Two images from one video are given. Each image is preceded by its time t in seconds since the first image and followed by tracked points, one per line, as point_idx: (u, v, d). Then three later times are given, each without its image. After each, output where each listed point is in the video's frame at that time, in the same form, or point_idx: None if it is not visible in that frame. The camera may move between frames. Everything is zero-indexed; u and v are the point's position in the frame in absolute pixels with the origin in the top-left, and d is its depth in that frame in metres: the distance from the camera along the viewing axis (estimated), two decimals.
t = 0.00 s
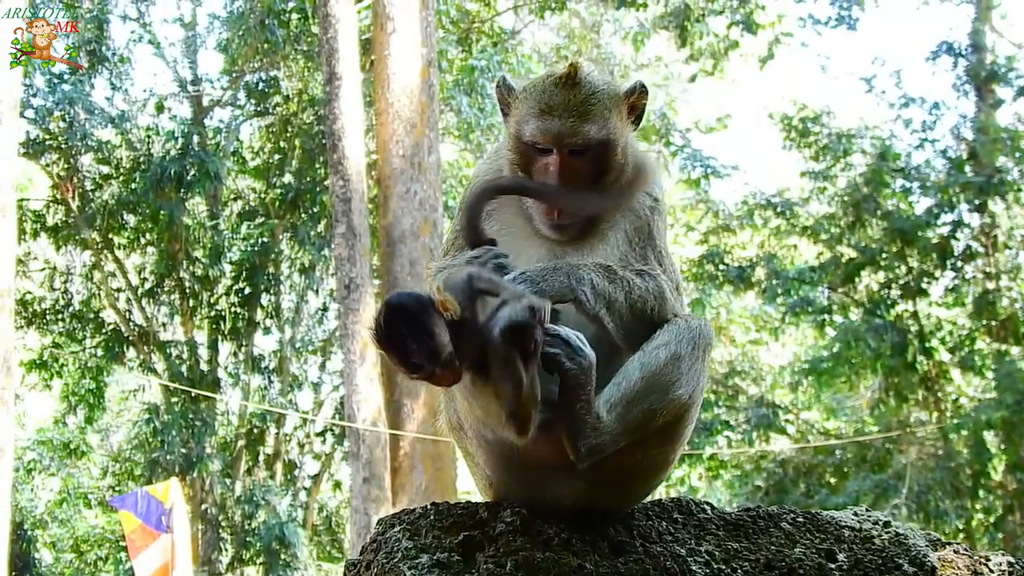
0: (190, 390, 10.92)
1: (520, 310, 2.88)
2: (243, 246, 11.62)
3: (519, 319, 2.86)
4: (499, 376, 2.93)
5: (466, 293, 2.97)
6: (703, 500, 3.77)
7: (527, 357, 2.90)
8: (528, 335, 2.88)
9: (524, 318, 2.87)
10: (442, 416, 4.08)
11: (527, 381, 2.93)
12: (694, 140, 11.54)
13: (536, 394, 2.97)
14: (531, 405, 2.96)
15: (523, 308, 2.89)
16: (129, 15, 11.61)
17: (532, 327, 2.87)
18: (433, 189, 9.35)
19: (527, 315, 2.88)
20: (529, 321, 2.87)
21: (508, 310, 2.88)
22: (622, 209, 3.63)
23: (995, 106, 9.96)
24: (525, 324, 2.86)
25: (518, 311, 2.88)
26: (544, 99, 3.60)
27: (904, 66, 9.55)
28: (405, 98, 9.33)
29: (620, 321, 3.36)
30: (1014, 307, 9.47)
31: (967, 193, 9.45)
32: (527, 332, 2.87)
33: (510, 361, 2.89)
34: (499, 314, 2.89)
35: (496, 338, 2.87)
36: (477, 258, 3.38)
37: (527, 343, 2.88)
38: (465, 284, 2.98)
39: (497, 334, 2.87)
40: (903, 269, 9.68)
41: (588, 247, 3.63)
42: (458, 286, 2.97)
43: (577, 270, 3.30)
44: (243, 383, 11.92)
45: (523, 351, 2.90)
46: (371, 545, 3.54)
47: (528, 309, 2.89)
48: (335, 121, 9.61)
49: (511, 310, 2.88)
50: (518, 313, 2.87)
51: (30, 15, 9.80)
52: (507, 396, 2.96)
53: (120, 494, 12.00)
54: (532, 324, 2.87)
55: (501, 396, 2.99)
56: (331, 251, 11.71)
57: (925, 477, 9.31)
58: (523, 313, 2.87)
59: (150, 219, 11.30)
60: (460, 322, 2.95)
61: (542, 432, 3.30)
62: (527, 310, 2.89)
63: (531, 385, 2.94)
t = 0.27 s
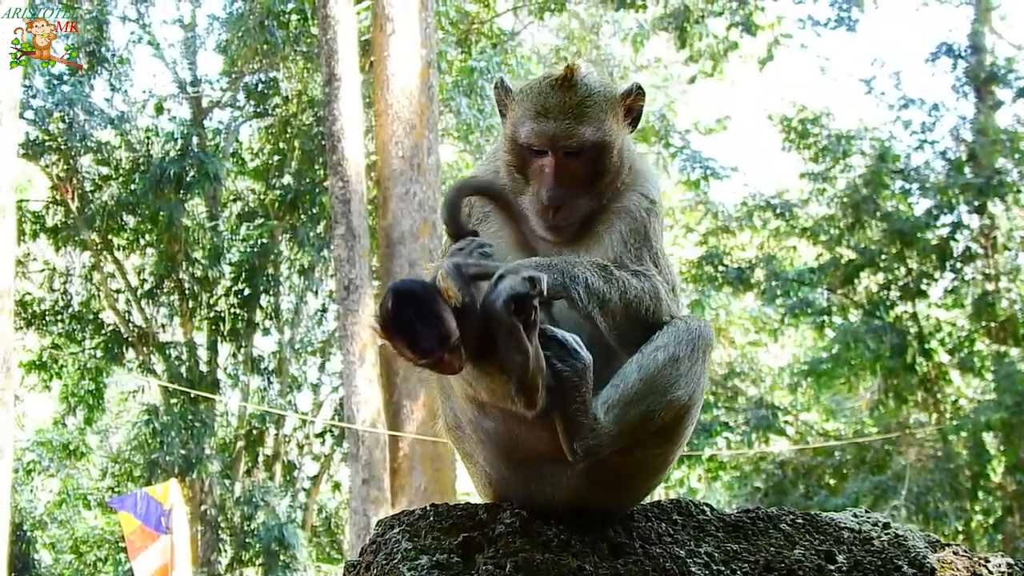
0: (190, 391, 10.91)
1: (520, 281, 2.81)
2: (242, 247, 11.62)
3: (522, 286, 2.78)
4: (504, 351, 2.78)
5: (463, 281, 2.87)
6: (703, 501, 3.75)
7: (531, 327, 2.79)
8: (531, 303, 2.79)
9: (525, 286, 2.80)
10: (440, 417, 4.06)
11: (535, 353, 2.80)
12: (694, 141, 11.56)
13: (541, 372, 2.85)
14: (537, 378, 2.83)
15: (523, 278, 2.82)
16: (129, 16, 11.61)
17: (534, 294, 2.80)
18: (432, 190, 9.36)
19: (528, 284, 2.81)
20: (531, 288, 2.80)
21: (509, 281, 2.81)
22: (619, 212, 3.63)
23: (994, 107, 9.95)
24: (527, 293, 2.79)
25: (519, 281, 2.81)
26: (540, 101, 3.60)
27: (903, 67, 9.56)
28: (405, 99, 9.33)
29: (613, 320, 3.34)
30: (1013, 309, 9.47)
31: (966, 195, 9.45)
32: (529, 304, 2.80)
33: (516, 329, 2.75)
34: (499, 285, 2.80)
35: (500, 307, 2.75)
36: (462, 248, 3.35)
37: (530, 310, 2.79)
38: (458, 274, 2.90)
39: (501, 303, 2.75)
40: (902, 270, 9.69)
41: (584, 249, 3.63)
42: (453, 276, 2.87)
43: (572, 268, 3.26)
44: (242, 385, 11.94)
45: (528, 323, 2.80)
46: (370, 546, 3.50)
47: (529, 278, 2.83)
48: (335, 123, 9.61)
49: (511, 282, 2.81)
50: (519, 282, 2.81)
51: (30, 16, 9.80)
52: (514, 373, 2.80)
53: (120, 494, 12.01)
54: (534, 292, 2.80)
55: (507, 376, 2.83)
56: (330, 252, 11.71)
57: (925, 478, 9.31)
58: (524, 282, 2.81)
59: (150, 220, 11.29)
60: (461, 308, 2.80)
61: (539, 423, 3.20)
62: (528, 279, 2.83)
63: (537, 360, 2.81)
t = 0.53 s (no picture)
0: (189, 391, 10.94)
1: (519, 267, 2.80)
2: (241, 248, 11.62)
3: (523, 273, 2.77)
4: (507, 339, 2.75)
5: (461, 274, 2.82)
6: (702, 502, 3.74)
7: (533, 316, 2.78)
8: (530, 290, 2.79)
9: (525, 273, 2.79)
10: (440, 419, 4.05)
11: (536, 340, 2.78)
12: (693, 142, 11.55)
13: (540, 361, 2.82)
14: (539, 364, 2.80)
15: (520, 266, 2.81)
16: (128, 17, 11.62)
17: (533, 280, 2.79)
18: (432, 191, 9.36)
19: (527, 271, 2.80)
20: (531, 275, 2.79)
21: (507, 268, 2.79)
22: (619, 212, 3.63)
23: (994, 107, 9.95)
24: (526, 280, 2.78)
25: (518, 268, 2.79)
26: (539, 100, 3.60)
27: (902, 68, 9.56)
28: (404, 100, 9.34)
29: (612, 320, 3.33)
30: (1013, 309, 9.47)
31: (965, 195, 9.45)
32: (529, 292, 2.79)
33: (518, 315, 2.73)
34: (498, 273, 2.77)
35: (502, 293, 2.72)
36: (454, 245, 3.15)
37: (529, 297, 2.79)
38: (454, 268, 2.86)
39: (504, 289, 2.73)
40: (902, 270, 9.70)
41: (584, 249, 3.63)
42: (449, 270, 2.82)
43: (571, 267, 3.26)
44: (242, 385, 11.95)
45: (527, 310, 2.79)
46: (370, 547, 3.48)
47: (529, 266, 2.81)
48: (334, 123, 9.61)
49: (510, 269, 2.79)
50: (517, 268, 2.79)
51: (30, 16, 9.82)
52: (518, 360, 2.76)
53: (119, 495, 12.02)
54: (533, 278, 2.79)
55: (509, 365, 2.78)
56: (330, 252, 11.71)
57: (924, 479, 9.32)
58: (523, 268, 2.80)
59: (149, 220, 11.31)
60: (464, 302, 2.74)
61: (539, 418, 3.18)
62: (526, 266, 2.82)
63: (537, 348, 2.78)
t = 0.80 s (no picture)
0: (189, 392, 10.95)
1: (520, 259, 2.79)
2: (241, 248, 11.62)
3: (525, 265, 2.76)
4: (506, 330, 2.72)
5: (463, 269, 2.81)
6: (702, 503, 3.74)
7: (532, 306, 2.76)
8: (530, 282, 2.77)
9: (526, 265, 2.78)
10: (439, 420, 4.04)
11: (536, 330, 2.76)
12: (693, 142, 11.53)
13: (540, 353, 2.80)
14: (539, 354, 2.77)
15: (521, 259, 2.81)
16: (128, 17, 11.63)
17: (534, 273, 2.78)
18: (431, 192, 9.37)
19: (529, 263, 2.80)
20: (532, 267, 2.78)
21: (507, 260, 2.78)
22: (620, 213, 3.63)
23: (994, 108, 9.95)
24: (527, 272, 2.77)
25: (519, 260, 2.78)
26: (539, 101, 3.59)
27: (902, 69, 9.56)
28: (404, 100, 9.34)
29: (611, 320, 3.33)
30: (1013, 310, 9.47)
31: (965, 196, 9.46)
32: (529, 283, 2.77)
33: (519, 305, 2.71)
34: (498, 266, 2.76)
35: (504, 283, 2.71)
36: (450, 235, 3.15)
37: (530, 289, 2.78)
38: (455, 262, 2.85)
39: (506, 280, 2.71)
40: (902, 271, 9.72)
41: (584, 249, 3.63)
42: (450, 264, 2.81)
43: (572, 264, 3.26)
44: (242, 386, 11.96)
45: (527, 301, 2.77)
46: (369, 547, 3.46)
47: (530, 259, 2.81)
48: (333, 124, 9.61)
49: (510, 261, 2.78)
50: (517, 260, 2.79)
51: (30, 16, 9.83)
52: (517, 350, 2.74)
53: (119, 496, 12.04)
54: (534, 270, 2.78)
55: (509, 355, 2.75)
56: (330, 253, 11.71)
57: (924, 480, 9.32)
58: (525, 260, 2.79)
59: (149, 221, 11.32)
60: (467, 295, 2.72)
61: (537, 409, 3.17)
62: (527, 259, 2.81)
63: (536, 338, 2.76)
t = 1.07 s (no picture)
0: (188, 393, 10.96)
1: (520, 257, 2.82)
2: (241, 249, 11.62)
3: (525, 261, 2.78)
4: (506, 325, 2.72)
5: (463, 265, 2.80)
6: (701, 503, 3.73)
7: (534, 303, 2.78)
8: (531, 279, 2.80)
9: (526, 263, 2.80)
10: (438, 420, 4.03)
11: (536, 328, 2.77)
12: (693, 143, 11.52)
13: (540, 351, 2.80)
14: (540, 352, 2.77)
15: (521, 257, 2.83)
16: (128, 18, 11.63)
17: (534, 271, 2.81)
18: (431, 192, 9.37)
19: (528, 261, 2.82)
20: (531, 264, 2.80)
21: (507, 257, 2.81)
22: (620, 215, 3.63)
23: (993, 109, 9.95)
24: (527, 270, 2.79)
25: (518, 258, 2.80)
26: (540, 103, 3.60)
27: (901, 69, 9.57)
28: (403, 101, 9.34)
29: (611, 322, 3.34)
30: (1012, 311, 9.48)
31: (965, 197, 9.47)
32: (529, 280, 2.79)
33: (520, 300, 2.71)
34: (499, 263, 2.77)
35: (506, 278, 2.72)
36: (451, 232, 3.16)
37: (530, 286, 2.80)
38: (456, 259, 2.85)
39: (507, 275, 2.72)
40: (901, 272, 9.73)
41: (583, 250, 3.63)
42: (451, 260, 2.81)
43: (573, 263, 3.26)
44: (242, 386, 11.96)
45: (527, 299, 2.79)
46: (370, 548, 3.46)
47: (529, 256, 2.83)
48: (333, 125, 9.62)
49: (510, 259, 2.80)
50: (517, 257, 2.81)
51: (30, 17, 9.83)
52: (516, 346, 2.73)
53: (119, 496, 12.04)
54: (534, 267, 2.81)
55: (508, 351, 2.73)
56: (330, 253, 11.71)
57: (924, 480, 9.32)
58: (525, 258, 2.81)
59: (148, 222, 11.33)
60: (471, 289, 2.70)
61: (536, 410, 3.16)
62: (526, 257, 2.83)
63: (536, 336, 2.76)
